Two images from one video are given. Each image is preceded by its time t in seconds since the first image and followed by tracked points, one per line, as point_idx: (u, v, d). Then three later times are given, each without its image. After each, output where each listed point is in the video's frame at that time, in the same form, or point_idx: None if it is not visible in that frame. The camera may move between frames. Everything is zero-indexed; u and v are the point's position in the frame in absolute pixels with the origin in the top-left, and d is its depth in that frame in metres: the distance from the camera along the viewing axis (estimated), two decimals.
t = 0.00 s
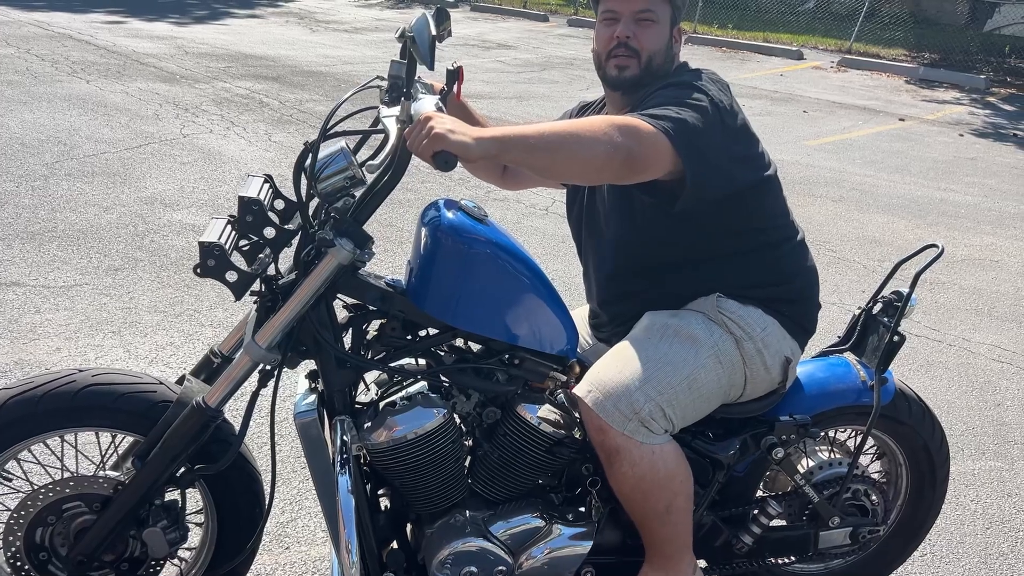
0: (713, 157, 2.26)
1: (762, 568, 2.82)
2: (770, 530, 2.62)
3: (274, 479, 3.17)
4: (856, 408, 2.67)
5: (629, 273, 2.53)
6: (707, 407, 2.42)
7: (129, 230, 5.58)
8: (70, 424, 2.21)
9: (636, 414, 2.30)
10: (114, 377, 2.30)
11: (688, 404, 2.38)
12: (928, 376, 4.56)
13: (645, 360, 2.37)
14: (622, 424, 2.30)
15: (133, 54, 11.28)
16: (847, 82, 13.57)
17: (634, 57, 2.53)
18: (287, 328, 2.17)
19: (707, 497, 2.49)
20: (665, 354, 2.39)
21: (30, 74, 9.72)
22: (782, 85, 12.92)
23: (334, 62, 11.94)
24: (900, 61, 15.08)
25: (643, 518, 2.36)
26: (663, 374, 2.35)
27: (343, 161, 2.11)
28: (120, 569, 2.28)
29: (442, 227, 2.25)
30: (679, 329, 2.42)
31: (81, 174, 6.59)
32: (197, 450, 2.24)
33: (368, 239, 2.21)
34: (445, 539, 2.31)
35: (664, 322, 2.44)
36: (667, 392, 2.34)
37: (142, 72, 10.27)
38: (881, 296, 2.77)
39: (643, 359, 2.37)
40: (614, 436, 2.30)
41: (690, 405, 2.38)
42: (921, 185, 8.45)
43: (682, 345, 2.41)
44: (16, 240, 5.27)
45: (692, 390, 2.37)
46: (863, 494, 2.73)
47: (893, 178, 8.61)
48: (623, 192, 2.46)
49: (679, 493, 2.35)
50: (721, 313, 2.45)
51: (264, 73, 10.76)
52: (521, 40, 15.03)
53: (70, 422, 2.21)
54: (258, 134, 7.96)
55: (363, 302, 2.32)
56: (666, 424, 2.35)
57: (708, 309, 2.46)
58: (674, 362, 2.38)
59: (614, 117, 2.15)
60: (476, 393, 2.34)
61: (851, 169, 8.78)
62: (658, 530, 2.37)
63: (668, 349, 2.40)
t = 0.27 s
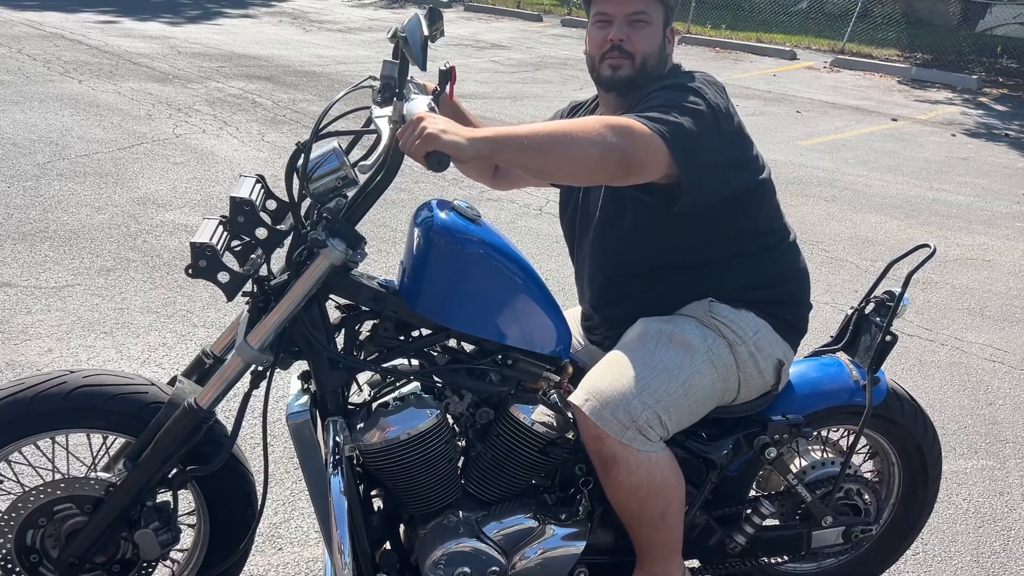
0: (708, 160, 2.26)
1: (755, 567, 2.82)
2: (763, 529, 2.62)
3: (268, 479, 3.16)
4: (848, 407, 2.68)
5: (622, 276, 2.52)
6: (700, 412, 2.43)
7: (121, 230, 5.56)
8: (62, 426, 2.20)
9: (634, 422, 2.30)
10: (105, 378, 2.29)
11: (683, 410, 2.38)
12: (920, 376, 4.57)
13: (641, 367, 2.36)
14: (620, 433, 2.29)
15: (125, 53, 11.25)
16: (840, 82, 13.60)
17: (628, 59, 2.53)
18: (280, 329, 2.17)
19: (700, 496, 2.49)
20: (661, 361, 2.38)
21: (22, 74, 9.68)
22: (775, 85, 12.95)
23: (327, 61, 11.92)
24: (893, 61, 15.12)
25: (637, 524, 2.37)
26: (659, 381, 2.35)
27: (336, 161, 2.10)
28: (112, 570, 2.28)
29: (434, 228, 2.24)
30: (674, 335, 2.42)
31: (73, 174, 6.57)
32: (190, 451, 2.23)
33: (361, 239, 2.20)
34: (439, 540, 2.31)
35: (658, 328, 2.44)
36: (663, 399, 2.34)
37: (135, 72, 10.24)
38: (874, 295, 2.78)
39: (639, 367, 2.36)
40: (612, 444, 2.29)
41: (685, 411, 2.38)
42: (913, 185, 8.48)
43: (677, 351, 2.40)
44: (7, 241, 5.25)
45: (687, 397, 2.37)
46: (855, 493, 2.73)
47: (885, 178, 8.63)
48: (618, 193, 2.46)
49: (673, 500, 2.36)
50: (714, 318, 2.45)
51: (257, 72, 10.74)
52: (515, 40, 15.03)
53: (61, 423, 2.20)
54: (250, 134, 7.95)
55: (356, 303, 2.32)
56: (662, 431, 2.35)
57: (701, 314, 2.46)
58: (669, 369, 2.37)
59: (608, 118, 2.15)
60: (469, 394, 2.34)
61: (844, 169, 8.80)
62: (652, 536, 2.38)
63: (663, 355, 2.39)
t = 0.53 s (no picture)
0: (703, 162, 2.26)
1: (747, 565, 2.83)
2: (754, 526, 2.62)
3: (260, 479, 3.16)
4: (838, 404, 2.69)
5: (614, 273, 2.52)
6: (690, 411, 2.43)
7: (112, 230, 5.54)
8: (53, 424, 2.19)
9: (624, 421, 2.30)
10: (97, 376, 2.29)
11: (674, 409, 2.38)
12: (912, 375, 4.58)
13: (631, 366, 2.36)
14: (610, 431, 2.30)
15: (117, 52, 11.21)
16: (832, 82, 13.63)
17: (624, 57, 2.53)
18: (272, 326, 2.16)
19: (692, 493, 2.49)
20: (652, 360, 2.38)
21: (12, 73, 9.64)
22: (768, 85, 12.97)
23: (320, 60, 11.90)
24: (885, 61, 15.15)
25: (628, 522, 2.37)
26: (649, 380, 2.35)
27: (327, 157, 2.09)
28: (102, 569, 2.27)
29: (426, 225, 2.24)
30: (665, 334, 2.42)
31: (64, 174, 6.54)
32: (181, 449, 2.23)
33: (352, 236, 2.20)
34: (431, 538, 2.31)
35: (652, 326, 2.44)
36: (654, 398, 2.34)
37: (126, 71, 10.20)
38: (863, 293, 2.79)
39: (630, 366, 2.36)
40: (602, 442, 2.30)
41: (675, 410, 2.39)
42: (905, 185, 8.50)
43: (670, 349, 2.40)
44: None
45: (678, 396, 2.38)
46: (847, 490, 2.74)
47: (877, 177, 8.65)
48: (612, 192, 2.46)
49: (664, 498, 2.36)
50: (706, 318, 2.46)
51: (250, 71, 10.71)
52: (508, 39, 15.02)
53: (53, 421, 2.19)
54: (243, 133, 7.92)
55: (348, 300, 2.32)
56: (652, 429, 2.35)
57: (692, 314, 2.47)
58: (661, 368, 2.38)
59: (602, 119, 2.15)
60: (461, 391, 2.33)
61: (836, 168, 8.82)
62: (644, 533, 2.38)
63: (654, 354, 2.39)
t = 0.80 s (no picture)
0: (694, 156, 2.27)
1: (738, 561, 2.84)
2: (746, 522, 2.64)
3: (252, 478, 3.16)
4: (828, 399, 2.70)
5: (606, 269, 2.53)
6: (685, 404, 2.44)
7: (103, 228, 5.53)
8: (45, 420, 2.19)
9: (620, 408, 2.31)
10: (89, 372, 2.28)
11: (670, 400, 2.39)
12: (902, 372, 4.60)
13: (630, 354, 2.37)
14: (606, 417, 2.31)
15: (107, 50, 11.17)
16: (823, 80, 13.67)
17: (613, 53, 2.54)
18: (263, 320, 2.17)
19: (684, 488, 2.50)
20: (651, 349, 2.39)
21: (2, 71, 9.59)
22: (759, 83, 12.99)
23: (311, 59, 11.87)
24: (875, 60, 15.20)
25: (626, 506, 2.38)
26: (645, 372, 2.36)
27: (319, 152, 2.08)
28: (94, 566, 2.26)
29: (417, 219, 2.24)
30: (665, 324, 2.43)
31: (54, 172, 6.51)
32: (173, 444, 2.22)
33: (344, 230, 2.21)
34: (425, 532, 2.32)
35: (646, 320, 2.45)
36: (651, 386, 2.35)
37: (116, 69, 10.17)
38: (851, 288, 2.80)
39: (629, 354, 2.38)
40: (598, 428, 2.31)
41: (672, 400, 2.39)
42: (896, 183, 8.53)
43: (664, 343, 2.41)
44: None
45: (675, 386, 2.38)
46: (837, 484, 2.73)
47: (867, 175, 8.68)
48: (602, 189, 2.47)
49: (661, 482, 2.37)
50: (705, 311, 2.47)
51: (240, 70, 10.69)
52: (499, 37, 15.01)
53: (45, 417, 2.19)
54: (234, 131, 7.91)
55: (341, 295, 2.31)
56: (648, 418, 2.36)
57: (692, 307, 2.48)
58: (659, 357, 2.38)
59: (595, 116, 2.16)
60: (454, 385, 2.33)
61: (827, 167, 8.85)
62: (643, 516, 2.40)
63: (653, 344, 2.40)
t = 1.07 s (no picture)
0: (685, 153, 2.27)
1: (730, 555, 2.87)
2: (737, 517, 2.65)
3: (244, 475, 3.15)
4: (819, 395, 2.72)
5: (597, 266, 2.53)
6: (676, 401, 2.44)
7: (93, 225, 5.50)
8: (35, 417, 2.18)
9: (612, 409, 2.32)
10: (79, 369, 2.28)
11: (662, 398, 2.40)
12: (892, 369, 4.62)
13: (619, 355, 2.38)
14: (598, 419, 2.31)
15: (97, 47, 11.12)
16: (814, 78, 13.70)
17: (603, 51, 2.54)
18: (254, 317, 2.16)
19: (675, 484, 2.51)
20: (640, 349, 2.40)
21: None
22: (750, 81, 13.02)
23: (302, 56, 11.84)
24: (866, 57, 15.25)
25: (618, 508, 2.39)
26: (636, 371, 2.36)
27: (310, 148, 2.08)
28: (85, 564, 2.25)
29: (408, 216, 2.24)
30: (653, 323, 2.43)
31: (43, 169, 6.48)
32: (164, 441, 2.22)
33: (335, 226, 2.20)
34: (417, 529, 2.32)
35: (636, 318, 2.45)
36: (641, 386, 2.36)
37: (106, 65, 10.12)
38: (842, 284, 2.81)
39: (618, 355, 2.38)
40: (590, 429, 2.32)
41: (663, 399, 2.40)
42: (886, 180, 8.56)
43: (655, 341, 2.41)
44: None
45: (666, 385, 2.39)
46: (827, 480, 2.76)
47: (858, 173, 8.71)
48: (592, 185, 2.47)
49: (653, 483, 2.37)
50: (694, 309, 2.47)
51: (231, 67, 10.65)
52: (491, 34, 15.00)
53: (35, 414, 2.18)
54: (225, 128, 7.88)
55: (332, 292, 2.31)
56: (641, 418, 2.36)
57: (680, 305, 2.48)
58: (648, 357, 2.39)
59: (587, 113, 2.16)
60: (445, 381, 2.33)
61: (818, 164, 8.87)
62: (635, 518, 2.39)
63: (642, 343, 2.41)
